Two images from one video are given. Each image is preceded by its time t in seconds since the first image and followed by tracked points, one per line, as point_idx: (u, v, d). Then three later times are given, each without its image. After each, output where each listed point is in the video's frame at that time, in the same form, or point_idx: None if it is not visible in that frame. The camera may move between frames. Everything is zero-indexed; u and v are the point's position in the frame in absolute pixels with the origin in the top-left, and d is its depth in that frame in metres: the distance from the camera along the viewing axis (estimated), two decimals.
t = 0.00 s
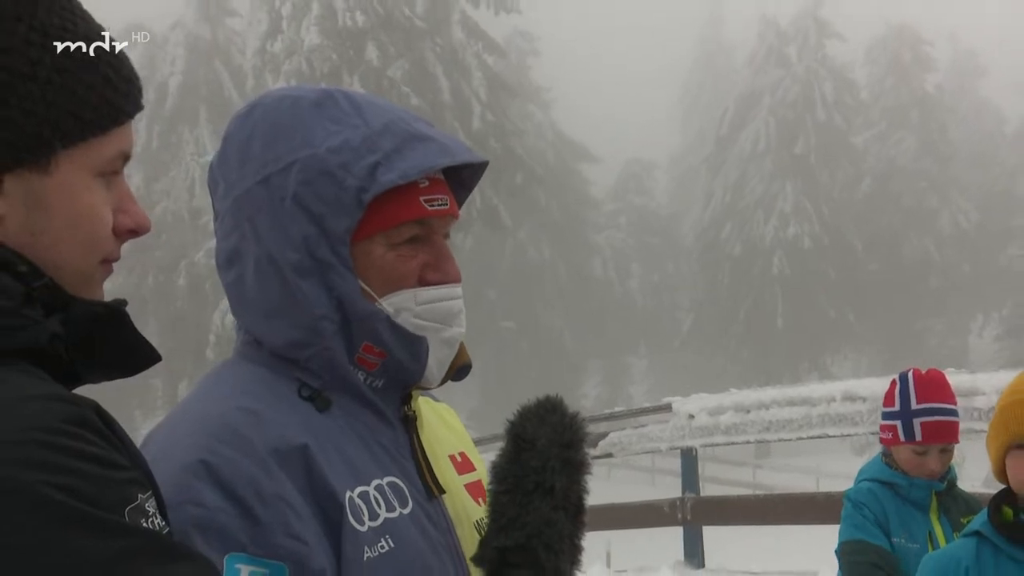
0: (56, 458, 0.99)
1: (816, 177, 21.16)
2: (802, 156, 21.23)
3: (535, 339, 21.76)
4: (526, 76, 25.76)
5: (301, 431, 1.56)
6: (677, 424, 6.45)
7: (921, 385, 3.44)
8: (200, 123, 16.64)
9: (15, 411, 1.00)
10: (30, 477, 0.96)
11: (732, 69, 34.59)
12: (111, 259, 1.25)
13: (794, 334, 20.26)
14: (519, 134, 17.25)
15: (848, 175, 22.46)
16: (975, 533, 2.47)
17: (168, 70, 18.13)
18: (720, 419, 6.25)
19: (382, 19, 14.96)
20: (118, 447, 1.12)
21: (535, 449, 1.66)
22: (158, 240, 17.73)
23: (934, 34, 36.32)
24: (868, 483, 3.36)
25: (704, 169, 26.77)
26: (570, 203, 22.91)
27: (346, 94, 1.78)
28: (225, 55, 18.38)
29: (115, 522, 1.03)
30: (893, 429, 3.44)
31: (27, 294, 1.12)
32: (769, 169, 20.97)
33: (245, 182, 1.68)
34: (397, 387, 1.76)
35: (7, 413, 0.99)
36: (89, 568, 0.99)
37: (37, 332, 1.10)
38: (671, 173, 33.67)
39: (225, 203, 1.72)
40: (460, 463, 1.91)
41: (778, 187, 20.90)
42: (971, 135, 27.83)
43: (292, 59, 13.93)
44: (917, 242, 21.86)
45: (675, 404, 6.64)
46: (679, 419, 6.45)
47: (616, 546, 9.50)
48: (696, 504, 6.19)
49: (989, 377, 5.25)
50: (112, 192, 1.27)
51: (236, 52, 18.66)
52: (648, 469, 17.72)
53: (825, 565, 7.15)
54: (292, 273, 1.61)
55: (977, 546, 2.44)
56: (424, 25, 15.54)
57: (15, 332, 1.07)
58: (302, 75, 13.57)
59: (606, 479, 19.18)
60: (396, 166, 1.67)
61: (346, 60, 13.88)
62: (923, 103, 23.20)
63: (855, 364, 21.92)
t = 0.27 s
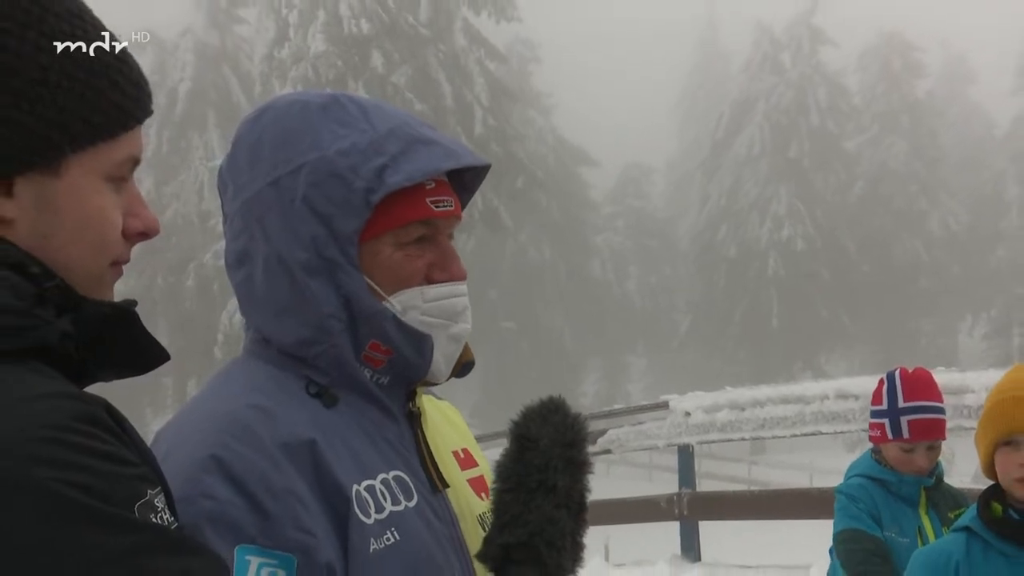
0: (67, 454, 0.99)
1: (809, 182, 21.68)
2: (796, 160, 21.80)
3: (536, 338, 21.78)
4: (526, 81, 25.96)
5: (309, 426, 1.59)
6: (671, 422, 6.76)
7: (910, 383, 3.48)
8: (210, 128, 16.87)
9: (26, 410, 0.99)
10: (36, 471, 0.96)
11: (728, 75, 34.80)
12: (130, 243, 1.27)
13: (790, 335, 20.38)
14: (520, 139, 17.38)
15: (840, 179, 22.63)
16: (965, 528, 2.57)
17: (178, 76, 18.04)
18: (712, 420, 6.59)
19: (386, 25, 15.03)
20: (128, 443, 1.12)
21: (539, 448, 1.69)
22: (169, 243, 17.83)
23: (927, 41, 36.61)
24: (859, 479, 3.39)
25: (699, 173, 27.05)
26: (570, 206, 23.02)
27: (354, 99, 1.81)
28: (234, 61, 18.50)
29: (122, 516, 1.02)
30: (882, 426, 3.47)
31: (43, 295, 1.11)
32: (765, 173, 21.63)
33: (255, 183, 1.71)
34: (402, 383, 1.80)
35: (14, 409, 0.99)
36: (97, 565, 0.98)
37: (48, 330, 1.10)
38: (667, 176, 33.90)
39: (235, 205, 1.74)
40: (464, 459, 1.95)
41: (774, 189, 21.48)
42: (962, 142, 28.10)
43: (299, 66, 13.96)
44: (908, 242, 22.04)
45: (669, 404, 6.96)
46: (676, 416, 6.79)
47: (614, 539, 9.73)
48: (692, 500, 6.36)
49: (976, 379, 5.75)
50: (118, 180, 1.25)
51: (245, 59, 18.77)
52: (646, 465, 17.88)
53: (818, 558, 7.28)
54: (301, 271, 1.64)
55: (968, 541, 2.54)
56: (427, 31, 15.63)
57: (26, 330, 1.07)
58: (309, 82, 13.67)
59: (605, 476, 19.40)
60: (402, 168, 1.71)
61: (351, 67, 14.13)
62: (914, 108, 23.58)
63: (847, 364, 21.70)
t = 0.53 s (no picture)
0: (78, 441, 0.99)
1: (801, 182, 21.19)
2: (788, 162, 21.32)
3: (536, 337, 22.01)
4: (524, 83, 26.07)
5: (317, 421, 1.63)
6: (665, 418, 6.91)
7: (894, 376, 3.60)
8: (217, 132, 17.03)
9: (35, 397, 0.99)
10: (46, 458, 0.95)
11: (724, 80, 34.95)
12: (129, 261, 1.19)
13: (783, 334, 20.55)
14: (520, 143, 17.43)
15: (832, 182, 22.43)
16: (953, 521, 2.61)
17: (186, 81, 18.17)
18: (705, 416, 6.76)
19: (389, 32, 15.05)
20: (136, 434, 1.12)
21: (538, 445, 1.73)
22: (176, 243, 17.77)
23: (920, 47, 36.86)
24: (850, 476, 3.43)
25: (694, 176, 27.21)
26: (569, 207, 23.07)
27: (361, 104, 1.85)
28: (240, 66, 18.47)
29: (130, 504, 1.02)
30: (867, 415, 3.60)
31: (40, 304, 1.08)
32: (757, 175, 21.15)
33: (264, 184, 1.74)
34: (407, 381, 1.83)
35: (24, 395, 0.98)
36: (106, 551, 0.98)
37: (54, 333, 1.07)
38: (662, 179, 34.08)
39: (244, 206, 1.78)
40: (465, 458, 1.99)
41: (765, 193, 21.09)
42: (953, 148, 28.31)
43: (304, 70, 14.08)
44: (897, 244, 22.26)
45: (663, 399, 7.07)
46: (671, 413, 6.91)
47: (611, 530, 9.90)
48: (687, 495, 6.47)
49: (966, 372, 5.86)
50: (107, 208, 1.16)
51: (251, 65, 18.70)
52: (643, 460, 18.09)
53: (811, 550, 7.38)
54: (309, 271, 1.68)
55: (954, 534, 2.58)
56: (429, 37, 15.65)
57: (25, 333, 1.04)
58: (312, 87, 13.69)
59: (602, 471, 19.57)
60: (408, 171, 1.75)
61: (354, 72, 14.10)
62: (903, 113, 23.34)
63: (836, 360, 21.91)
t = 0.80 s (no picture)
0: (80, 436, 0.99)
1: (794, 186, 21.95)
2: (781, 165, 21.92)
3: (535, 337, 22.10)
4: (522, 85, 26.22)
5: (319, 419, 1.66)
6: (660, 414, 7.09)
7: (886, 371, 3.65)
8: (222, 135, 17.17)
9: (36, 392, 0.99)
10: (48, 453, 0.94)
11: (719, 83, 35.13)
12: (119, 278, 1.16)
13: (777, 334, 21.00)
14: (518, 145, 17.56)
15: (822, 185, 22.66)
16: (943, 515, 2.64)
17: (192, 84, 18.28)
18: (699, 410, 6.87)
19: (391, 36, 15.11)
20: (138, 429, 1.12)
21: (532, 444, 1.75)
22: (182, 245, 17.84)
23: (914, 50, 37.05)
24: (843, 472, 3.46)
25: (688, 177, 27.40)
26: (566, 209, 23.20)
27: (362, 108, 1.88)
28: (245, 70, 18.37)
29: (132, 495, 1.01)
30: (860, 408, 3.66)
31: (35, 308, 1.07)
32: (751, 177, 21.73)
33: (267, 187, 1.78)
34: (408, 379, 1.86)
35: (26, 388, 0.98)
36: (111, 541, 0.97)
37: (54, 336, 1.07)
38: (657, 181, 34.36)
39: (248, 209, 1.81)
40: (466, 454, 2.02)
41: (759, 193, 21.59)
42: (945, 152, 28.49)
43: (308, 74, 14.14)
44: (886, 245, 22.58)
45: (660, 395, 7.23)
46: (666, 410, 7.02)
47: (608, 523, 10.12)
48: (682, 490, 6.58)
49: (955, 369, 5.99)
50: (93, 222, 1.13)
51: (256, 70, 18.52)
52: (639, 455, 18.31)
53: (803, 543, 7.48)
54: (312, 273, 1.71)
55: (946, 528, 2.61)
56: (430, 42, 15.71)
57: (20, 339, 1.03)
58: (316, 91, 13.80)
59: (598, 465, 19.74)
60: (408, 173, 1.78)
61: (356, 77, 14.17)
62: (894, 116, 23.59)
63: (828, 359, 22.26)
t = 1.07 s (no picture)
0: (94, 434, 0.99)
1: (778, 191, 21.82)
2: (765, 169, 21.89)
3: (531, 333, 21.95)
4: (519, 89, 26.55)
5: (323, 413, 1.73)
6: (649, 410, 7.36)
7: (873, 365, 3.73)
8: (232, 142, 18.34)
9: (50, 391, 0.99)
10: (69, 450, 0.96)
11: (708, 92, 35.35)
12: (146, 268, 1.19)
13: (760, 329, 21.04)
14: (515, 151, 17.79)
15: (805, 187, 23.03)
16: (920, 503, 2.71)
17: (204, 93, 19.58)
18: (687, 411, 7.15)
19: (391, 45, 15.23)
20: (152, 427, 1.13)
21: (532, 438, 1.83)
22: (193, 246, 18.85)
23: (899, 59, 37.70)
24: (826, 463, 3.55)
25: (677, 181, 27.84)
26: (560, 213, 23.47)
27: (366, 109, 1.94)
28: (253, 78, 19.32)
29: (146, 492, 1.02)
30: (848, 399, 3.71)
31: (56, 304, 1.09)
32: (736, 183, 21.80)
33: (276, 187, 1.84)
34: (409, 371, 1.95)
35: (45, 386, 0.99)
36: (130, 533, 0.99)
37: (72, 331, 1.09)
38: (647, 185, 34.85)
39: (256, 207, 1.88)
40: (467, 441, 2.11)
41: (744, 198, 21.75)
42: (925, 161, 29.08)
43: (312, 84, 14.30)
44: (866, 247, 23.13)
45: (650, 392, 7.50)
46: (656, 403, 7.35)
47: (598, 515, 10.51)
48: (671, 479, 6.90)
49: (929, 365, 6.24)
50: (125, 220, 1.15)
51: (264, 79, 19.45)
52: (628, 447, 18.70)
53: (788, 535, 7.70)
54: (317, 270, 1.78)
55: (922, 516, 2.68)
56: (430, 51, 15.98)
57: (43, 338, 1.05)
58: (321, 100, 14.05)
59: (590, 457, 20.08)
60: (412, 176, 1.85)
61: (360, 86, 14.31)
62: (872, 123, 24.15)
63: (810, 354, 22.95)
